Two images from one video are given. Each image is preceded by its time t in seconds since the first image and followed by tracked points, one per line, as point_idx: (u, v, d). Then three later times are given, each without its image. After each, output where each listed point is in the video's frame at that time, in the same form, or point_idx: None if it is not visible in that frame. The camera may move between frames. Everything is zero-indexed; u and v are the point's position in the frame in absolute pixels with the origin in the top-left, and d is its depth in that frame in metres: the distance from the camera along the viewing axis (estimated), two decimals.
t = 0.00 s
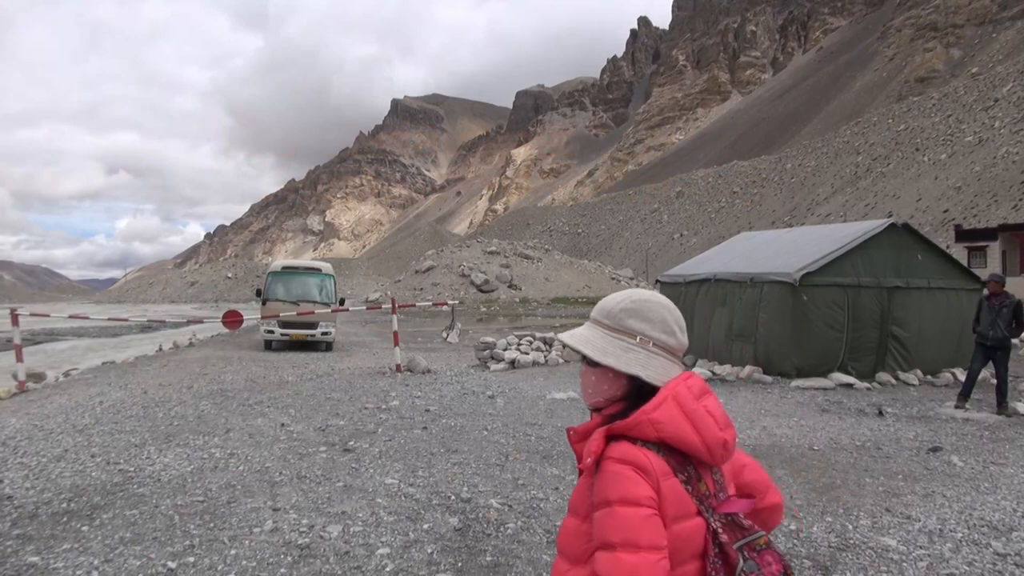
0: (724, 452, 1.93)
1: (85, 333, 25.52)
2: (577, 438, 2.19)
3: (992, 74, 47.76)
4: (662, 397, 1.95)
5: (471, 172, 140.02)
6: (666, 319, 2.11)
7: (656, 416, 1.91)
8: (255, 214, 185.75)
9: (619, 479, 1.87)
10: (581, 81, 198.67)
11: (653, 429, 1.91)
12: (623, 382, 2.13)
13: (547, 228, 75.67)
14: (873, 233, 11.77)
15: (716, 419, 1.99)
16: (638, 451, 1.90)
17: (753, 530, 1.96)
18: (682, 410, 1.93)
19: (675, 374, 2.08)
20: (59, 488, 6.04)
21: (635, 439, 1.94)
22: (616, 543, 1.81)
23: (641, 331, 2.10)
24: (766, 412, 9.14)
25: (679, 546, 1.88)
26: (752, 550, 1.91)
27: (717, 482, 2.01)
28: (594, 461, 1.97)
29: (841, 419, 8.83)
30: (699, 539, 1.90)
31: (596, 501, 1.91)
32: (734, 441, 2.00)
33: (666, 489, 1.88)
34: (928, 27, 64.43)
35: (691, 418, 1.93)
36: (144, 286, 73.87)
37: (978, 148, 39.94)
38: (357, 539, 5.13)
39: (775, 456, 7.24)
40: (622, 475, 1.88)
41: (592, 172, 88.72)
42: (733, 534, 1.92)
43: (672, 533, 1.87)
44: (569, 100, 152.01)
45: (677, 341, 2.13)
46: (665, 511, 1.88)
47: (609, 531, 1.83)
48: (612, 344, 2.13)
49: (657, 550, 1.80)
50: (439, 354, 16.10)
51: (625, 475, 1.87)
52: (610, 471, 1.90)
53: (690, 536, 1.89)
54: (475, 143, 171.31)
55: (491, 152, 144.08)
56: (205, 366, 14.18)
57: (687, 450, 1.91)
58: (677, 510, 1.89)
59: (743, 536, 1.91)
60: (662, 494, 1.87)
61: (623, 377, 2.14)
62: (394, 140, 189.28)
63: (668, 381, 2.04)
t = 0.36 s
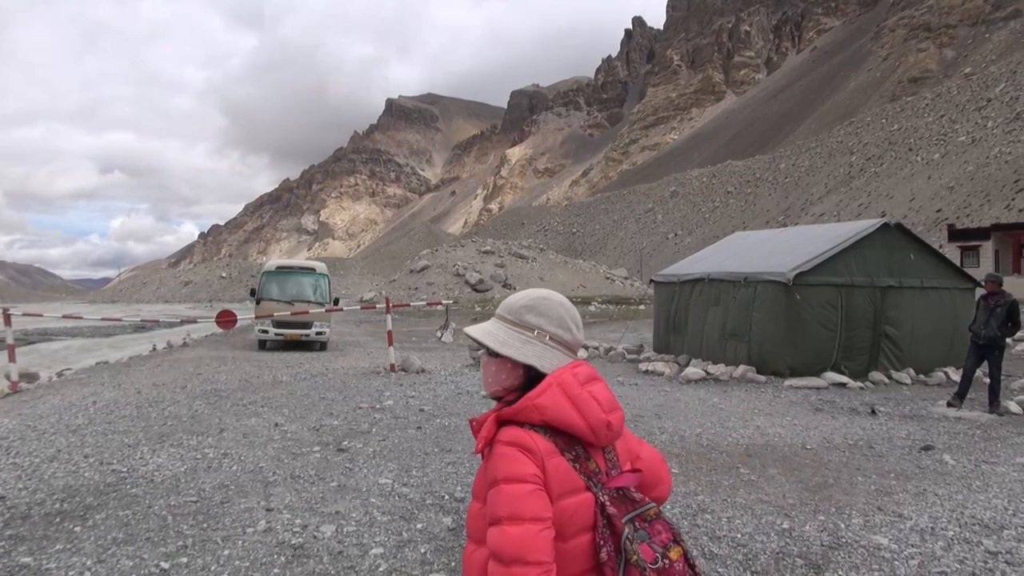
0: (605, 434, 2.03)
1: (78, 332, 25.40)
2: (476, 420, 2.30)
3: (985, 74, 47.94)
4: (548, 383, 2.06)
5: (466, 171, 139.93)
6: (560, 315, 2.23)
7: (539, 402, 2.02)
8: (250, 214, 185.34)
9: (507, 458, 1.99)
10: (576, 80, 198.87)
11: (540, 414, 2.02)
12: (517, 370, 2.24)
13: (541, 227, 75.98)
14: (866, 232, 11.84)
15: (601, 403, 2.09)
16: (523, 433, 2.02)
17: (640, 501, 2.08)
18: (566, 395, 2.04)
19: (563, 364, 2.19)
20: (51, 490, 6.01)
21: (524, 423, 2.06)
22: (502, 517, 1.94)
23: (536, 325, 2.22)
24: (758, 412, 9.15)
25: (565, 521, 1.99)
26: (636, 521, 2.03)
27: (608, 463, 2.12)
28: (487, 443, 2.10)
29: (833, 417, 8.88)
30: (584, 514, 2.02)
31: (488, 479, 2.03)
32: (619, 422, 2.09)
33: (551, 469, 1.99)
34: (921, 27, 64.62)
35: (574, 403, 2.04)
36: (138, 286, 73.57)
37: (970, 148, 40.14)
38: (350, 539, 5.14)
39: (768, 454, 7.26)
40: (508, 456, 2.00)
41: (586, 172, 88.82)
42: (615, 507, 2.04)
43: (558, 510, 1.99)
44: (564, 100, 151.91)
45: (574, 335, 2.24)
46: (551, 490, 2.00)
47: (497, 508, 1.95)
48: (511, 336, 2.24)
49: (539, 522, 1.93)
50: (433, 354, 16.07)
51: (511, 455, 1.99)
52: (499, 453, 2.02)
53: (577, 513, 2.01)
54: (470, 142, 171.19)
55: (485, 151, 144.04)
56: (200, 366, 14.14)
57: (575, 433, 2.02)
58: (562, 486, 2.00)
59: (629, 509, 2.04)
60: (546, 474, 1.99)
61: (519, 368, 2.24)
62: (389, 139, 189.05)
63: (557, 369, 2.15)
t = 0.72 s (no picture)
0: (512, 419, 2.28)
1: (71, 333, 25.26)
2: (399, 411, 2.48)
3: (977, 76, 48.22)
4: (464, 374, 2.29)
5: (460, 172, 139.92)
6: (474, 315, 2.47)
7: (457, 389, 2.25)
8: (243, 214, 184.86)
9: (427, 436, 2.19)
10: (570, 81, 199.03)
11: (457, 399, 2.24)
12: (435, 362, 2.45)
13: (535, 228, 76.17)
14: (858, 233, 11.90)
15: (509, 393, 2.33)
16: (442, 416, 2.23)
17: (541, 479, 2.30)
18: (478, 382, 2.29)
19: (477, 358, 2.42)
20: (41, 491, 5.97)
21: (443, 406, 2.27)
22: (426, 487, 2.12)
23: (454, 322, 2.43)
24: (751, 413, 9.17)
25: (477, 491, 2.19)
26: (536, 496, 2.25)
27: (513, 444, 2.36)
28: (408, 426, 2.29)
29: (825, 418, 8.93)
30: (494, 488, 2.22)
31: (410, 455, 2.22)
32: (524, 410, 2.36)
33: (466, 446, 2.20)
34: (914, 28, 64.97)
35: (486, 390, 2.28)
36: (131, 286, 73.23)
37: (962, 149, 40.39)
38: (343, 540, 5.14)
39: (760, 455, 7.30)
40: (429, 433, 2.19)
41: (580, 173, 88.96)
42: (521, 483, 2.26)
43: (472, 483, 2.19)
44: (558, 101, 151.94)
45: (483, 333, 2.48)
46: (467, 465, 2.20)
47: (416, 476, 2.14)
48: (431, 333, 2.44)
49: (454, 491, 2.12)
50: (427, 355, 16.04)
51: (432, 433, 2.19)
52: (423, 430, 2.21)
53: (487, 486, 2.21)
54: (464, 142, 171.05)
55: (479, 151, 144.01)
56: (192, 367, 14.08)
57: (485, 416, 2.26)
58: (476, 462, 2.21)
59: (532, 485, 2.26)
60: (463, 451, 2.19)
61: (438, 361, 2.45)
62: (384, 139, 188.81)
63: (473, 361, 2.38)
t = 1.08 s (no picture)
0: (441, 394, 2.46)
1: (63, 336, 25.11)
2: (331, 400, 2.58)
3: (968, 78, 48.50)
4: (394, 355, 2.47)
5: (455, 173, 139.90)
6: (400, 305, 2.62)
7: (388, 367, 2.41)
8: (237, 216, 184.40)
9: (360, 406, 2.32)
10: (564, 82, 199.44)
11: (389, 377, 2.40)
12: (366, 351, 2.58)
13: (529, 231, 76.35)
14: (852, 234, 11.97)
15: (437, 372, 2.51)
16: (373, 392, 2.37)
17: (471, 450, 2.45)
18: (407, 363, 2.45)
19: (406, 342, 2.58)
20: (33, 495, 5.95)
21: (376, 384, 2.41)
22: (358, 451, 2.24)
23: (381, 312, 2.58)
24: (746, 414, 9.19)
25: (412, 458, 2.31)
26: (469, 466, 2.39)
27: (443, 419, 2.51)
28: (344, 402, 2.42)
29: (819, 418, 8.97)
30: (427, 453, 2.35)
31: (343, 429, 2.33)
32: (453, 387, 2.54)
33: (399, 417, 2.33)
34: (906, 30, 65.35)
35: (415, 369, 2.45)
36: (124, 289, 72.89)
37: (954, 151, 40.61)
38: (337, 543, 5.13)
39: (754, 455, 7.34)
40: (361, 404, 2.32)
41: (574, 175, 89.03)
42: (452, 452, 2.40)
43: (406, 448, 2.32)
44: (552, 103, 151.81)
45: (410, 319, 2.64)
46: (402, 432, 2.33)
47: (351, 440, 2.24)
48: (358, 322, 2.57)
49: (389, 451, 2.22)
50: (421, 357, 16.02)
51: (366, 403, 2.32)
52: (357, 401, 2.34)
53: (422, 450, 2.34)
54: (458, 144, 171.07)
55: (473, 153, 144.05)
56: (185, 370, 14.03)
57: (414, 391, 2.41)
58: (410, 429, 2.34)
59: (463, 456, 2.41)
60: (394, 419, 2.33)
61: (369, 348, 2.58)
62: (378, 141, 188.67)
63: (400, 344, 2.54)
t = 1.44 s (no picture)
0: (359, 409, 2.49)
1: (56, 340, 24.97)
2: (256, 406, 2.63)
3: (960, 80, 48.76)
4: (313, 370, 2.50)
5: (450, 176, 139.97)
6: (323, 316, 2.66)
7: (305, 385, 2.45)
8: (231, 219, 183.92)
9: (274, 425, 2.38)
10: (559, 85, 199.77)
11: (306, 395, 2.44)
12: (287, 365, 2.59)
13: (524, 233, 76.39)
14: (845, 235, 12.04)
15: (357, 386, 2.55)
16: (288, 408, 2.42)
17: (390, 461, 2.53)
18: (325, 379, 2.49)
19: (326, 357, 2.62)
20: (24, 500, 5.92)
21: (293, 401, 2.46)
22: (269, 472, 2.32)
23: (301, 327, 2.62)
24: (742, 416, 9.19)
25: (327, 473, 2.40)
26: (386, 477, 2.47)
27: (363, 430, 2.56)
28: (261, 417, 2.47)
29: (813, 420, 8.99)
30: (344, 469, 2.43)
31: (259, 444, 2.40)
32: (373, 401, 2.58)
33: (314, 435, 2.40)
34: (898, 33, 65.69)
35: (334, 386, 2.48)
36: (118, 293, 72.57)
37: (947, 153, 40.80)
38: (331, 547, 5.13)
39: (747, 457, 7.36)
40: (276, 425, 2.38)
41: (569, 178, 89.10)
42: (370, 465, 2.48)
43: (321, 464, 2.39)
44: (547, 105, 151.90)
45: (330, 333, 2.67)
46: (316, 450, 2.40)
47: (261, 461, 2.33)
48: (278, 339, 2.60)
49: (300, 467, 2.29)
50: (416, 360, 16.01)
51: (278, 423, 2.38)
52: (272, 419, 2.39)
53: (337, 467, 2.42)
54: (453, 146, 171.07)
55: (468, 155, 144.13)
56: (179, 373, 13.99)
57: (333, 408, 2.45)
58: (325, 447, 2.41)
59: (381, 467, 2.48)
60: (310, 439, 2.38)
61: (291, 362, 2.60)
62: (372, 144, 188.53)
63: (319, 359, 2.58)
